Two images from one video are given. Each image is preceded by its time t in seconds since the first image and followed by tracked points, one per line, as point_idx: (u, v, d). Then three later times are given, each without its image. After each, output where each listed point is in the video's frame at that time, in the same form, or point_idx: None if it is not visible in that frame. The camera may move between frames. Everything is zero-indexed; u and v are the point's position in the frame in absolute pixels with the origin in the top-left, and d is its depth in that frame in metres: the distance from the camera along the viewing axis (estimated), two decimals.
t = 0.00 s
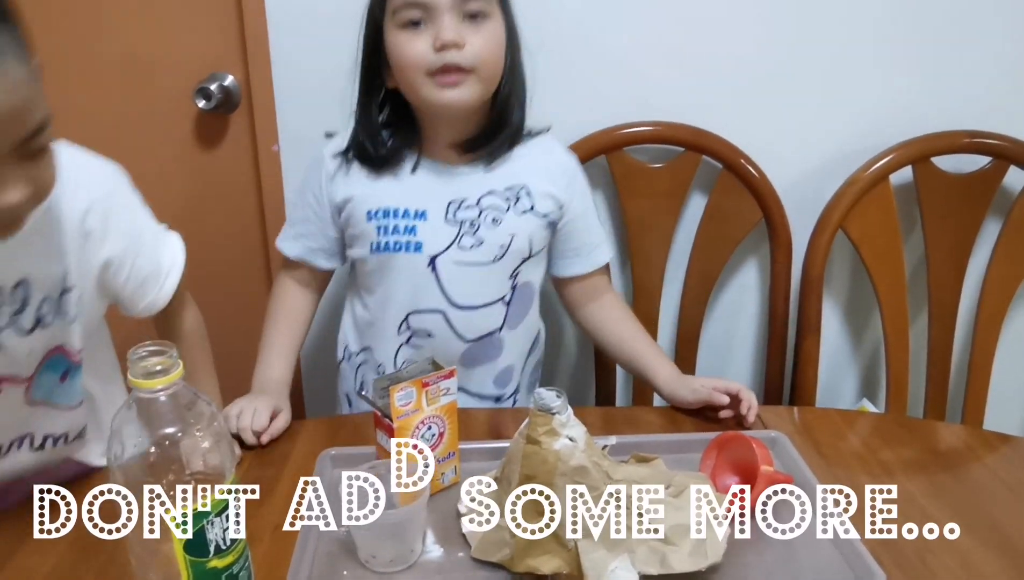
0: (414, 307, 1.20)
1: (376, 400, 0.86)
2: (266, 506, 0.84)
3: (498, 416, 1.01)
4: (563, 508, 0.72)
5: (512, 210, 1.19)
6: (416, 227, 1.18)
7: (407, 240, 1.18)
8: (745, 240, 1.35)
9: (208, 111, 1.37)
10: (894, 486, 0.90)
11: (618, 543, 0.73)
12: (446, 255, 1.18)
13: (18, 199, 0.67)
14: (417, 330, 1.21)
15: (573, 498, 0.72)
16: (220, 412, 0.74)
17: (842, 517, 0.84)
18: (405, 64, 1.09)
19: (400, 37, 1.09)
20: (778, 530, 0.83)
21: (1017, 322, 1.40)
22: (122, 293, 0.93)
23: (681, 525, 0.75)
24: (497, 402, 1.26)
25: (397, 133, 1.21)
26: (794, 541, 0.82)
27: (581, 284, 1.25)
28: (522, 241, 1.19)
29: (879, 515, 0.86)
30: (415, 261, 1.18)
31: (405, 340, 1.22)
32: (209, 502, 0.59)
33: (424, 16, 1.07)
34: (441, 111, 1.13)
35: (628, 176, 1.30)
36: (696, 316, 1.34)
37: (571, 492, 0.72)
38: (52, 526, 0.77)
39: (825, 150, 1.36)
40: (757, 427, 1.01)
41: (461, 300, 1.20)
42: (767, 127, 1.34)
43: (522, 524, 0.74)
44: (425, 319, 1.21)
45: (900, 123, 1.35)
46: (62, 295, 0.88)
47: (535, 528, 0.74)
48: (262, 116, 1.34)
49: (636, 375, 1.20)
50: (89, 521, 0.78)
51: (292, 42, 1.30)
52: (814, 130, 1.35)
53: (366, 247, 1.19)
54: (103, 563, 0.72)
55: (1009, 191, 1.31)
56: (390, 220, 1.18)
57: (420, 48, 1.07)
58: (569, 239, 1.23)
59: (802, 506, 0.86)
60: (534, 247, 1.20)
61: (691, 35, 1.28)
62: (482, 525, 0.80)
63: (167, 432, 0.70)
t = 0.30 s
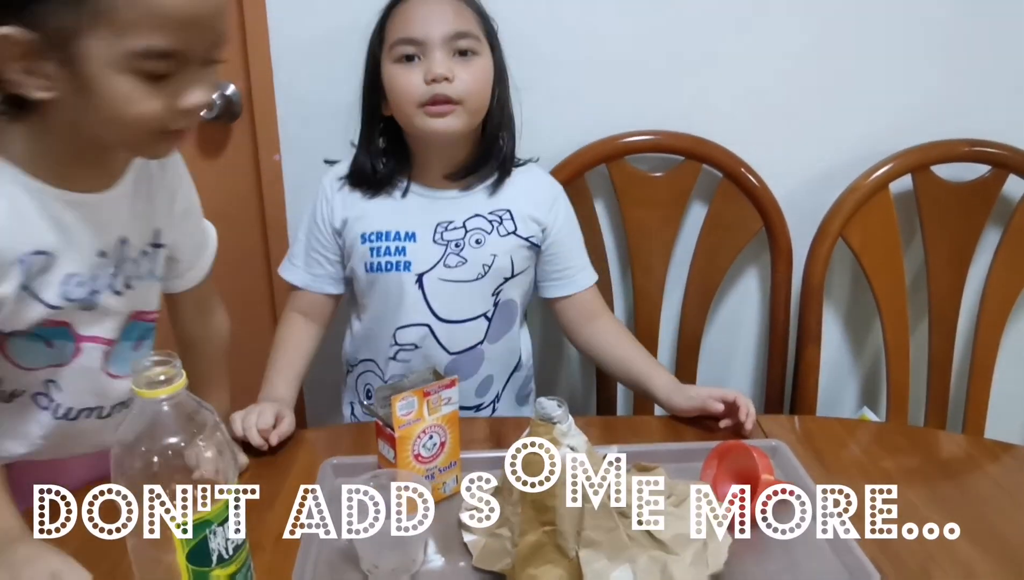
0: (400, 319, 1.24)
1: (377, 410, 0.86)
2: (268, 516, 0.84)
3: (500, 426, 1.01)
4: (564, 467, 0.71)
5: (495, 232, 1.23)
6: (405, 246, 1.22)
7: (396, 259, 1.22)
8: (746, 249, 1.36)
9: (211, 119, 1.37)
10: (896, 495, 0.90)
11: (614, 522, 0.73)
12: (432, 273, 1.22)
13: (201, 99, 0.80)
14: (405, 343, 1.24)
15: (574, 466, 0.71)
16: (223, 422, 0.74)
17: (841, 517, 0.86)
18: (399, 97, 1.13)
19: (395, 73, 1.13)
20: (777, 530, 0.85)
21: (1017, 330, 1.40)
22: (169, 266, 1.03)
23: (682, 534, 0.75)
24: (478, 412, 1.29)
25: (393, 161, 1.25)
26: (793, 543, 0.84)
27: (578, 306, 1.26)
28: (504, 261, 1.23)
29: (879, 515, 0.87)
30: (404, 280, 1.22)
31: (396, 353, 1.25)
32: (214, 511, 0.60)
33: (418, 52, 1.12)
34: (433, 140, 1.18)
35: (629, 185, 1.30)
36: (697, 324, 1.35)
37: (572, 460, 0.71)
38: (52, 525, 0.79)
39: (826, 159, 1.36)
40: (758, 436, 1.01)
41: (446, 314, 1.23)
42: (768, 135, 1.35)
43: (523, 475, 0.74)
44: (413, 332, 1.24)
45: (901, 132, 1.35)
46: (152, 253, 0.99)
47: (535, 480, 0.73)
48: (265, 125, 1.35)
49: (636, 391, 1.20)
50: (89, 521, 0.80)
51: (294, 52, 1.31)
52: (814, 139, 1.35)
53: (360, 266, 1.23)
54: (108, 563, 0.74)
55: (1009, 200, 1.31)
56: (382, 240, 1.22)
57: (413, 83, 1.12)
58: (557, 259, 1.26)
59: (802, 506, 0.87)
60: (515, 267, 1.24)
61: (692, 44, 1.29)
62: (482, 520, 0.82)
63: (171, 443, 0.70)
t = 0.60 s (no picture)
0: (398, 323, 1.25)
1: (383, 418, 0.87)
2: (274, 523, 0.85)
3: (503, 434, 1.02)
4: (563, 504, 0.73)
5: (493, 240, 1.24)
6: (404, 252, 1.24)
7: (396, 264, 1.24)
8: (747, 258, 1.37)
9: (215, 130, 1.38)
10: (896, 504, 0.91)
11: (618, 533, 0.73)
12: (429, 277, 1.24)
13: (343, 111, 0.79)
14: (401, 346, 1.26)
15: (573, 491, 0.72)
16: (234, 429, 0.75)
17: (841, 517, 0.88)
18: (400, 112, 1.14)
19: (395, 87, 1.15)
20: (778, 522, 0.87)
21: (1016, 340, 1.41)
22: (215, 280, 0.97)
23: (686, 541, 0.76)
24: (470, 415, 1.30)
25: (395, 168, 1.26)
26: (790, 535, 0.86)
27: (577, 316, 1.26)
28: (500, 267, 1.25)
29: (879, 515, 0.89)
30: (404, 285, 1.24)
31: (392, 356, 1.27)
32: (222, 519, 0.61)
33: (419, 68, 1.13)
34: (433, 153, 1.19)
35: (631, 195, 1.32)
36: (698, 333, 1.36)
37: (570, 485, 0.72)
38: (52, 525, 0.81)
39: (825, 170, 1.38)
40: (759, 445, 1.01)
41: (440, 318, 1.25)
42: (768, 146, 1.36)
43: (523, 522, 0.76)
44: (410, 335, 1.25)
45: (899, 143, 1.36)
46: (205, 269, 0.93)
47: (535, 526, 0.75)
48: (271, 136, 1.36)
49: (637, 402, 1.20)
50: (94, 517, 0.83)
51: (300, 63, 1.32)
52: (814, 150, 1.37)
53: (361, 270, 1.25)
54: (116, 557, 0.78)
55: (1008, 210, 1.32)
56: (382, 246, 1.24)
57: (414, 98, 1.13)
58: (554, 268, 1.27)
59: (802, 497, 0.90)
60: (511, 274, 1.26)
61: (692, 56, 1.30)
62: (482, 532, 0.82)
63: (181, 450, 0.71)
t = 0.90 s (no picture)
0: (407, 333, 1.26)
1: (384, 424, 0.87)
2: (275, 527, 0.85)
3: (505, 439, 1.02)
4: (563, 509, 0.73)
5: (499, 247, 1.25)
6: (413, 262, 1.24)
7: (405, 275, 1.24)
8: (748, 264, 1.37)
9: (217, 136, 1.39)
10: (897, 509, 0.91)
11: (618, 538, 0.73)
12: (437, 287, 1.24)
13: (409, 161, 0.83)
14: (412, 355, 1.26)
15: (573, 498, 0.72)
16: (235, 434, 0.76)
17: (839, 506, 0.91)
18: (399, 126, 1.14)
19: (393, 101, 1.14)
20: (778, 522, 0.88)
21: (1017, 346, 1.41)
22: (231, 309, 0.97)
23: (687, 547, 0.76)
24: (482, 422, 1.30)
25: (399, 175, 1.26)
26: (789, 534, 0.87)
27: (580, 317, 1.27)
28: (506, 274, 1.26)
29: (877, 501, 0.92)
30: (412, 294, 1.24)
31: (401, 364, 1.27)
32: (224, 523, 0.62)
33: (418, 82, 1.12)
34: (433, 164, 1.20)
35: (633, 201, 1.32)
36: (699, 339, 1.36)
37: (570, 492, 0.72)
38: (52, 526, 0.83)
39: (826, 176, 1.38)
40: (761, 450, 1.01)
41: (450, 326, 1.25)
42: (769, 152, 1.36)
43: (522, 524, 0.76)
44: (419, 344, 1.26)
45: (900, 150, 1.37)
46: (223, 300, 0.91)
47: (534, 528, 0.75)
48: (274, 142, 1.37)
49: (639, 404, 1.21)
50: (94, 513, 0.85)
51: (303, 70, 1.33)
52: (816, 156, 1.37)
53: (369, 280, 1.25)
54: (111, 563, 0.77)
55: (1008, 217, 1.32)
56: (391, 256, 1.24)
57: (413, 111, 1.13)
58: (558, 270, 1.27)
59: (802, 497, 0.91)
60: (518, 281, 1.27)
61: (694, 62, 1.31)
62: (483, 532, 0.83)
63: (183, 455, 0.72)
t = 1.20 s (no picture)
0: (421, 339, 1.26)
1: (383, 427, 0.87)
2: (274, 530, 0.85)
3: (503, 442, 1.02)
4: (563, 509, 0.73)
5: (511, 248, 1.26)
6: (429, 268, 1.24)
7: (421, 281, 1.24)
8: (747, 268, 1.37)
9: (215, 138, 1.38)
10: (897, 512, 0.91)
11: (617, 540, 0.73)
12: (452, 291, 1.25)
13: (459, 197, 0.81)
14: (427, 362, 1.26)
15: (573, 498, 0.72)
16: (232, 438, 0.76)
17: (842, 515, 0.90)
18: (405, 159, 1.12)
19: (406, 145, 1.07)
20: (778, 530, 0.87)
21: (1017, 348, 1.41)
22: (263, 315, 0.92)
23: (685, 550, 0.76)
24: (497, 425, 1.30)
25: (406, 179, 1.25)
26: (789, 541, 0.87)
27: (581, 315, 1.28)
28: (520, 274, 1.27)
29: (879, 510, 0.91)
30: (427, 300, 1.25)
31: (415, 371, 1.27)
32: (221, 526, 0.62)
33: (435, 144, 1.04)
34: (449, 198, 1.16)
35: (632, 205, 1.32)
36: (698, 342, 1.36)
37: (571, 492, 0.72)
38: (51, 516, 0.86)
39: (824, 179, 1.38)
40: (760, 453, 1.01)
41: (466, 331, 1.26)
42: (768, 156, 1.36)
43: (522, 524, 0.76)
44: (433, 349, 1.26)
45: (898, 153, 1.37)
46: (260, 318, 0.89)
47: (534, 529, 0.75)
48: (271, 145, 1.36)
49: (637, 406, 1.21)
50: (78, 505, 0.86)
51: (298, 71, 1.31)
52: (815, 159, 1.37)
53: (383, 287, 1.24)
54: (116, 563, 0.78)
55: (1007, 219, 1.32)
56: (407, 263, 1.24)
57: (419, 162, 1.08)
58: (558, 268, 1.28)
59: (802, 506, 0.90)
60: (530, 281, 1.28)
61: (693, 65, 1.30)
62: (483, 532, 0.83)
63: (182, 457, 0.72)
